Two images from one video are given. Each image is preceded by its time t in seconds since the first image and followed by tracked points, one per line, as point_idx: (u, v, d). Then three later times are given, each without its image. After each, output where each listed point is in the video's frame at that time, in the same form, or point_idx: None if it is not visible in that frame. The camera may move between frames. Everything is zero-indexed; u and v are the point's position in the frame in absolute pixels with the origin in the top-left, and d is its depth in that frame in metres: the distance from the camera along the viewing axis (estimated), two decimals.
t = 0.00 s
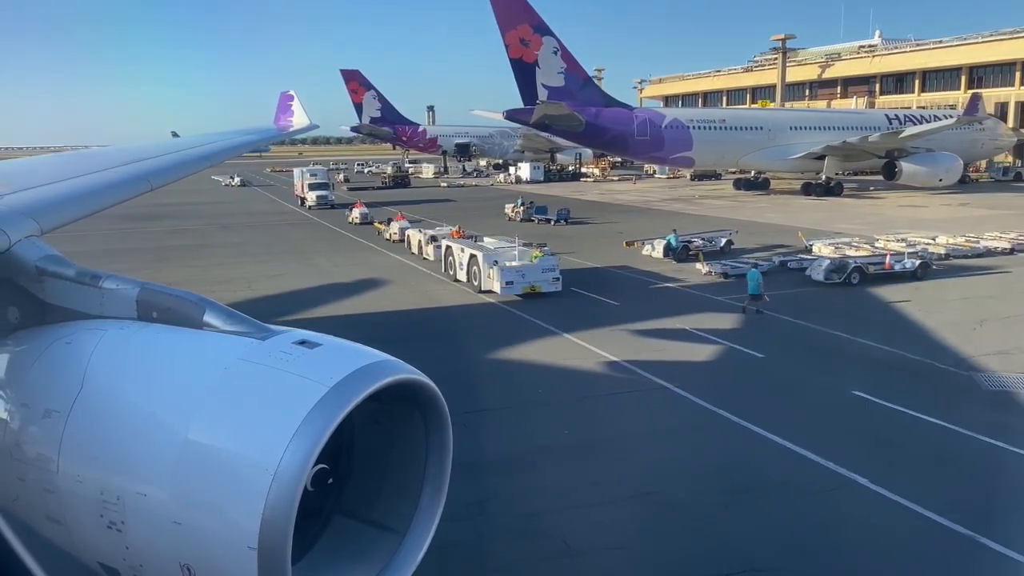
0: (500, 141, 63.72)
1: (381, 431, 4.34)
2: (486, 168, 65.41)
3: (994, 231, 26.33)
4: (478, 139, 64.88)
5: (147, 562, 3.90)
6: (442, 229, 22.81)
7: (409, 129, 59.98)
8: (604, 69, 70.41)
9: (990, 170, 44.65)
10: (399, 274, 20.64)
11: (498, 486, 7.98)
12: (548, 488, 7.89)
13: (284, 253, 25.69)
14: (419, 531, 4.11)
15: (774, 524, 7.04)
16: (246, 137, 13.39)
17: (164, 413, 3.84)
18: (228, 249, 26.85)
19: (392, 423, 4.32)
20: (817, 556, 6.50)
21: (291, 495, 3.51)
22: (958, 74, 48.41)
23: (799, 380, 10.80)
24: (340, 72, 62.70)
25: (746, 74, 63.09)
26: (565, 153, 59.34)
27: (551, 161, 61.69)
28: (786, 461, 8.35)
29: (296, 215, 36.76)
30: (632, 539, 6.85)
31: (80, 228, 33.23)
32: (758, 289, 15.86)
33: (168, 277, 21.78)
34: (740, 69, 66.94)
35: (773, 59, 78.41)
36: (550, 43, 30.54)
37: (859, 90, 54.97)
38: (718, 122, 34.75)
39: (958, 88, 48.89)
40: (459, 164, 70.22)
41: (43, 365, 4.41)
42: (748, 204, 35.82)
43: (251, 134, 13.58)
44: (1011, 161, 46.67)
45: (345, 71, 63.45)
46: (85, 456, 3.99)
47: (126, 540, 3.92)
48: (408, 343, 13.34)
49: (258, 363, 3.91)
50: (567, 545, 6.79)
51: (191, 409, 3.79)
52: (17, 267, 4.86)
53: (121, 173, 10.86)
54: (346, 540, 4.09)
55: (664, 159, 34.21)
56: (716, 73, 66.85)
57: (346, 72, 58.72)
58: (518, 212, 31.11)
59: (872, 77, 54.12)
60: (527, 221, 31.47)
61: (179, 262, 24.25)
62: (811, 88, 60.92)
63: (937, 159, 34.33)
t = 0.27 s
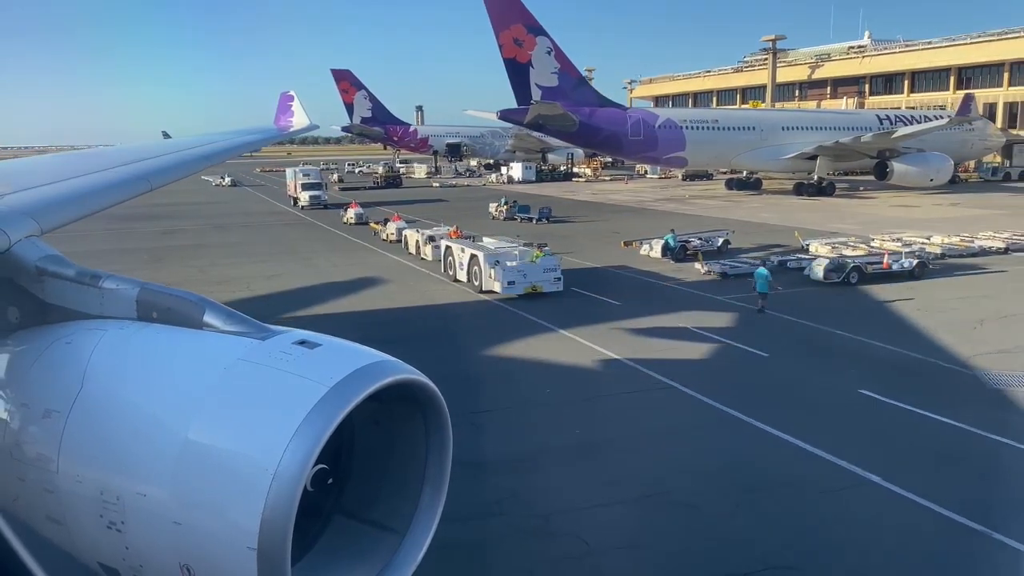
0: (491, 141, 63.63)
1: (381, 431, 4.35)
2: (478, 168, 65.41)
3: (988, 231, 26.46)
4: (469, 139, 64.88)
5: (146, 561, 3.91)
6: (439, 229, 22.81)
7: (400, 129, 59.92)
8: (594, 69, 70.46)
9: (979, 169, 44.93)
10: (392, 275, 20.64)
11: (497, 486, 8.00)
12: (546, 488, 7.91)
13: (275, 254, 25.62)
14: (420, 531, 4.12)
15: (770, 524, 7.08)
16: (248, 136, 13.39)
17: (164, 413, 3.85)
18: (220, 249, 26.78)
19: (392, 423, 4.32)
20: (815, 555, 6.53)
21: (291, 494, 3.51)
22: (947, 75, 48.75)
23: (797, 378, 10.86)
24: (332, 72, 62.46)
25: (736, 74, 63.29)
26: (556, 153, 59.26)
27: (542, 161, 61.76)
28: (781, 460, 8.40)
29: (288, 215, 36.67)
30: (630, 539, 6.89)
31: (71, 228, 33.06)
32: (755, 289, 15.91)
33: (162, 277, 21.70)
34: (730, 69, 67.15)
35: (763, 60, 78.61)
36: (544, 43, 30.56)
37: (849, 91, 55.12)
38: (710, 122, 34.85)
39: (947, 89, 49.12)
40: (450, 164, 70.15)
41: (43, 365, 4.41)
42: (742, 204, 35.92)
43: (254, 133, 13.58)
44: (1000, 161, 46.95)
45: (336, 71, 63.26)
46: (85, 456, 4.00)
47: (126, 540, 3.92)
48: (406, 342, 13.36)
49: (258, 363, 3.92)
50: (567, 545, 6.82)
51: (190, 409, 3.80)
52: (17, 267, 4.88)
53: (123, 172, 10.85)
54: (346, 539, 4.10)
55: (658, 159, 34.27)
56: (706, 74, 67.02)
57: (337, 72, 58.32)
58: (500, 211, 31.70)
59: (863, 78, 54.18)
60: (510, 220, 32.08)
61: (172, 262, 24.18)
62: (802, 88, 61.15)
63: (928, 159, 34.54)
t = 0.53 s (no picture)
0: (482, 141, 63.59)
1: (381, 431, 4.36)
2: (468, 168, 65.40)
3: (981, 231, 26.59)
4: (460, 139, 64.85)
5: (146, 561, 3.90)
6: (437, 229, 22.80)
7: (391, 129, 59.80)
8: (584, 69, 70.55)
9: (968, 169, 45.16)
10: (384, 275, 20.63)
11: (496, 486, 8.01)
12: (545, 488, 7.93)
13: (266, 254, 25.57)
14: (420, 531, 4.14)
15: (769, 524, 7.10)
16: (248, 135, 13.39)
17: (164, 413, 3.85)
18: (211, 250, 26.68)
19: (392, 423, 4.34)
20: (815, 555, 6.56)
21: (292, 494, 3.51)
22: (935, 75, 49.05)
23: (794, 378, 10.91)
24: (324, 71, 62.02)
25: (725, 74, 63.47)
26: (547, 153, 59.28)
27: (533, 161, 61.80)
28: (779, 460, 8.44)
29: (279, 215, 36.60)
30: (630, 540, 6.90)
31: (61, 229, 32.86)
32: (755, 288, 15.94)
33: (155, 278, 21.60)
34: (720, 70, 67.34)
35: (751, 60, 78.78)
36: (538, 43, 30.59)
37: (839, 91, 55.25)
38: (703, 122, 34.93)
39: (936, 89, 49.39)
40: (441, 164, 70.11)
41: (42, 364, 4.41)
42: (735, 204, 35.99)
43: (253, 132, 13.57)
44: (989, 161, 47.21)
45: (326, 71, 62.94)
46: (84, 456, 4.00)
47: (126, 539, 3.92)
48: (402, 342, 13.36)
49: (258, 363, 3.93)
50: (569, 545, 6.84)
51: (190, 408, 3.80)
52: (17, 267, 4.88)
53: (122, 172, 10.84)
54: (346, 539, 4.11)
55: (651, 159, 34.34)
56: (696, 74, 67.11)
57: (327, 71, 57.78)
58: (483, 211, 32.18)
59: (851, 78, 54.51)
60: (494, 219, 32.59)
61: (163, 263, 24.09)
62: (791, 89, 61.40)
63: (919, 160, 34.73)
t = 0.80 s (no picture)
0: (473, 141, 63.57)
1: (380, 431, 4.37)
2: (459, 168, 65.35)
3: (974, 230, 26.70)
4: (450, 139, 64.81)
5: (145, 561, 3.91)
6: (435, 230, 22.80)
7: (382, 129, 59.62)
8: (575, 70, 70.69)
9: (957, 169, 45.44)
10: (377, 275, 20.63)
11: (496, 487, 8.04)
12: (544, 488, 7.95)
13: (257, 254, 25.53)
14: (419, 531, 4.15)
15: (768, 524, 7.14)
16: (248, 135, 13.41)
17: (163, 412, 3.86)
18: (203, 250, 26.63)
19: (391, 423, 4.36)
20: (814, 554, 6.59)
21: (291, 494, 3.52)
22: (924, 77, 49.35)
23: (790, 377, 10.96)
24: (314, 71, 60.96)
25: (715, 75, 63.70)
26: (538, 154, 59.34)
27: (523, 161, 61.87)
28: (776, 460, 8.48)
29: (271, 216, 36.54)
30: (630, 539, 6.93)
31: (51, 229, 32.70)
32: (757, 288, 15.96)
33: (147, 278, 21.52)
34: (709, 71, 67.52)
35: (740, 61, 79.05)
36: (531, 43, 30.65)
37: (828, 92, 55.46)
38: (696, 123, 35.03)
39: (924, 90, 49.67)
40: (431, 164, 70.06)
41: (42, 363, 4.44)
42: (726, 204, 36.08)
43: (253, 132, 13.60)
44: (977, 161, 47.49)
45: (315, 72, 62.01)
46: (83, 454, 4.02)
47: (125, 539, 3.93)
48: (397, 342, 13.37)
49: (257, 363, 3.94)
50: (569, 544, 6.86)
51: (189, 409, 3.81)
52: (17, 266, 4.91)
53: (122, 172, 10.85)
54: (345, 539, 4.13)
55: (643, 160, 34.43)
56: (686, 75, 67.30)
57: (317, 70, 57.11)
58: (467, 210, 32.76)
59: (840, 79, 54.74)
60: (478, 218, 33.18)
61: (155, 264, 24.04)
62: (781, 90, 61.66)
63: (910, 160, 34.94)
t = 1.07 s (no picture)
0: (463, 141, 63.48)
1: (379, 430, 4.29)
2: (449, 168, 65.28)
3: (966, 230, 26.82)
4: (441, 139, 64.68)
5: (143, 562, 3.86)
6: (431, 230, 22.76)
7: (371, 128, 59.50)
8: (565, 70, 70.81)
9: (947, 169, 45.68)
10: (369, 274, 20.59)
11: (498, 486, 8.02)
12: (545, 488, 7.93)
13: (248, 254, 25.42)
14: (418, 530, 4.05)
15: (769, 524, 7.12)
16: (246, 134, 13.38)
17: (162, 412, 3.82)
18: (193, 251, 26.50)
19: (391, 423, 4.26)
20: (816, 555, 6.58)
21: (291, 494, 3.47)
22: (913, 77, 49.62)
23: (790, 377, 10.95)
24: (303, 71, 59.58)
25: (706, 75, 63.87)
26: (528, 154, 59.35)
27: (514, 161, 61.83)
28: (776, 460, 8.47)
29: (262, 216, 36.41)
30: (632, 540, 6.90)
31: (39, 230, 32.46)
32: (759, 287, 15.99)
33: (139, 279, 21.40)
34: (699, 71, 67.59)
35: (729, 61, 79.28)
36: (524, 43, 30.65)
37: (817, 92, 55.62)
38: (688, 123, 35.12)
39: (913, 91, 49.94)
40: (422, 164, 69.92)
41: (40, 363, 4.40)
42: (718, 204, 36.14)
43: (251, 131, 13.57)
44: (966, 161, 47.76)
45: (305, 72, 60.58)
46: (81, 455, 3.98)
47: (123, 540, 3.88)
48: (393, 343, 13.34)
49: (255, 363, 3.90)
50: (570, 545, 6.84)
51: (187, 409, 3.77)
52: (16, 266, 4.90)
53: (120, 172, 10.81)
54: (344, 539, 4.04)
55: (636, 159, 34.47)
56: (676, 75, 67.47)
57: (307, 69, 56.30)
58: (451, 208, 33.37)
59: (830, 80, 54.96)
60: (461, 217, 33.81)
61: (146, 265, 23.89)
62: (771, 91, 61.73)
63: (901, 160, 35.10)
